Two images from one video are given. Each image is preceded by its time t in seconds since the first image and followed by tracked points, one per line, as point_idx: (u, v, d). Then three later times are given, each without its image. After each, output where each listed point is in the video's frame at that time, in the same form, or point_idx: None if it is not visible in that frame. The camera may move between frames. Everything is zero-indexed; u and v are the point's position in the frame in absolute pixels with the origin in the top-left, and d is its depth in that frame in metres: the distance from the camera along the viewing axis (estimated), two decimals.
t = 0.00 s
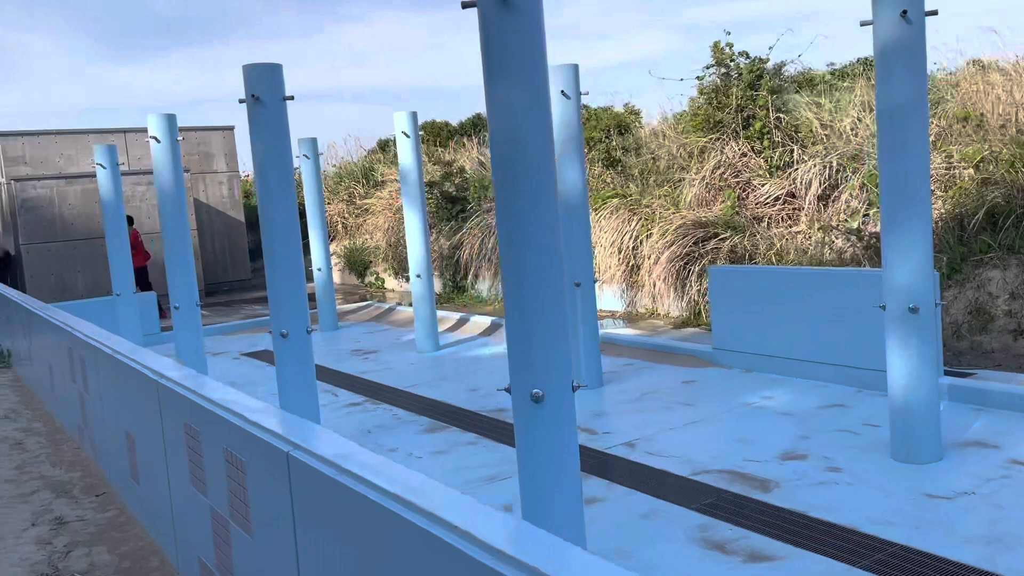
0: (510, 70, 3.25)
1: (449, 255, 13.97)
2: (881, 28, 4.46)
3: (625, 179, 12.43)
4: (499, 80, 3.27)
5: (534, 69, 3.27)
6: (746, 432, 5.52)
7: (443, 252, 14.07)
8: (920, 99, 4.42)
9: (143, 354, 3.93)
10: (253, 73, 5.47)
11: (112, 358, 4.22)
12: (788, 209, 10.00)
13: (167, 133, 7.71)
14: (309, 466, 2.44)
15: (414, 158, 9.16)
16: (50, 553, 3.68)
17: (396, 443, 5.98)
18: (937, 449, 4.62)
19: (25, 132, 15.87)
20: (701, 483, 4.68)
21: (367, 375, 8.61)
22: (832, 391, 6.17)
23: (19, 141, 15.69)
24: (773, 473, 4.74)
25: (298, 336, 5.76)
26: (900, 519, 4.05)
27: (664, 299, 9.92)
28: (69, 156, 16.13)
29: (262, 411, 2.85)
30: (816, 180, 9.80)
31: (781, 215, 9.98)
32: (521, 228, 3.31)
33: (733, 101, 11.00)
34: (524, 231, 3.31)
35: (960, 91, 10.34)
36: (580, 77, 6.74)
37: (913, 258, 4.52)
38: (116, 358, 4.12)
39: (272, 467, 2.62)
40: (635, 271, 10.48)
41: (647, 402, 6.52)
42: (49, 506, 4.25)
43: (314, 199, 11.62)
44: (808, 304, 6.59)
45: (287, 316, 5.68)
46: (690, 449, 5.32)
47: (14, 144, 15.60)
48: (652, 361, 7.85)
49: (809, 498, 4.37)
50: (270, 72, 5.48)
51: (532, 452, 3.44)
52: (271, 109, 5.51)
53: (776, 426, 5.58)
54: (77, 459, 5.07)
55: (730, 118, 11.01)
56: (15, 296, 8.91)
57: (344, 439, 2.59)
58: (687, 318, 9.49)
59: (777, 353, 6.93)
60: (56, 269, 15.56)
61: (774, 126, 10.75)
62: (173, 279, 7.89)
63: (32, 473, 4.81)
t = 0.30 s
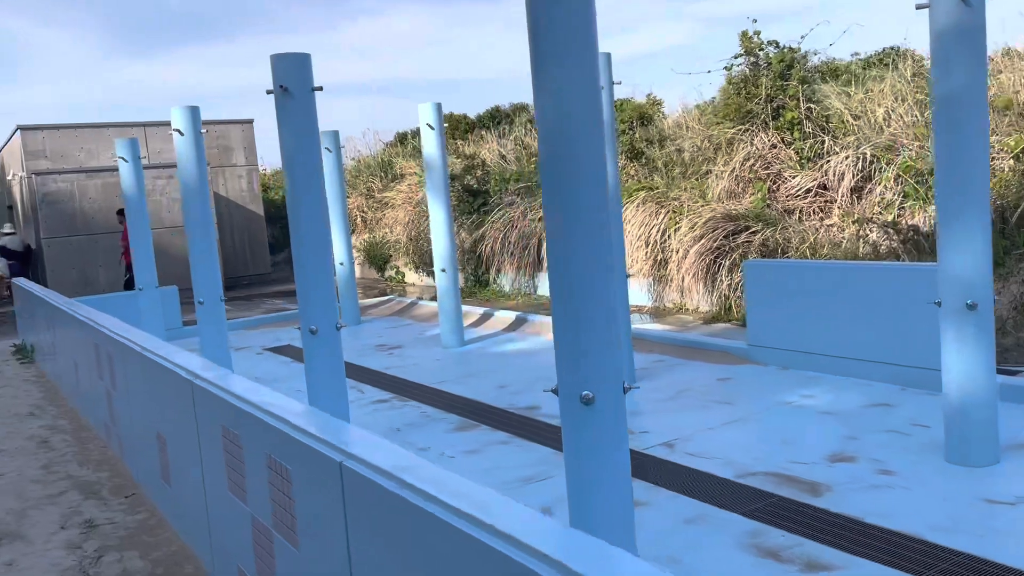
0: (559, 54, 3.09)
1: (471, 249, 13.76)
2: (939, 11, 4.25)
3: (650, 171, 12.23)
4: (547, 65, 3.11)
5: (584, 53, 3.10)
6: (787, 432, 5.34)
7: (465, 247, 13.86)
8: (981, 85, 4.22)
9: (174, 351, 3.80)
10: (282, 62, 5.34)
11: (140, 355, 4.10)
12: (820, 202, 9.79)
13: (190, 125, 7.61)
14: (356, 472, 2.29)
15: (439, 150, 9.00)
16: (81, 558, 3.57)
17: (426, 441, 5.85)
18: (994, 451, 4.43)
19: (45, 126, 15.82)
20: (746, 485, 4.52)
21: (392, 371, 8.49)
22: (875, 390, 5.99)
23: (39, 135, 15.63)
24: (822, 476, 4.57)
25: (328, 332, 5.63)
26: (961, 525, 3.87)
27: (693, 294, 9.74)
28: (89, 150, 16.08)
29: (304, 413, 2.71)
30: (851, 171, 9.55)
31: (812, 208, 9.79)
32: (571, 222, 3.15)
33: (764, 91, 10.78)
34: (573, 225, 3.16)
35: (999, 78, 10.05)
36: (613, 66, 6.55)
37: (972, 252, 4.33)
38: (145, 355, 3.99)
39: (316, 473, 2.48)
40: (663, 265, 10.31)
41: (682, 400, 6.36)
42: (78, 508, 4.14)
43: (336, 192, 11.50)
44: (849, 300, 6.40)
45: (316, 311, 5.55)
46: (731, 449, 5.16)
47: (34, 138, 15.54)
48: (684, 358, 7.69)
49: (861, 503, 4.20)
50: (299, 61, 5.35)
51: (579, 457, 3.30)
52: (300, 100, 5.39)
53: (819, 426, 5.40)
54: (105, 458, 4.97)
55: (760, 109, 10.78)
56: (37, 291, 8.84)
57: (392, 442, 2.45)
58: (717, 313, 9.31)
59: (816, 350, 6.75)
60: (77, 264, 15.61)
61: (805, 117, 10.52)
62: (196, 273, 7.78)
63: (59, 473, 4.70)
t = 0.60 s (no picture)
0: (621, 33, 2.92)
1: (496, 243, 13.42)
2: None
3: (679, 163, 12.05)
4: (607, 45, 2.94)
5: (647, 31, 2.93)
6: (838, 430, 5.16)
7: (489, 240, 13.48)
8: None
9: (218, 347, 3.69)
10: (316, 50, 5.24)
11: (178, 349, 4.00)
12: (855, 192, 9.56)
13: (218, 117, 7.52)
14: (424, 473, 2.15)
15: (466, 141, 8.83)
16: (122, 559, 3.47)
17: (463, 438, 5.71)
18: None
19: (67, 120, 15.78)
20: (802, 486, 4.35)
21: (421, 366, 8.36)
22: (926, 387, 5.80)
23: (61, 128, 15.58)
24: (881, 475, 4.39)
25: (363, 325, 5.50)
26: None
27: (726, 287, 9.57)
28: (111, 143, 16.03)
29: (366, 412, 2.57)
30: (887, 160, 9.31)
31: (848, 198, 9.56)
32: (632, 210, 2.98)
33: (798, 79, 10.68)
34: (635, 214, 2.98)
35: None
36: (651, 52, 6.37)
37: None
38: (185, 350, 3.89)
39: (379, 474, 2.34)
40: (695, 259, 10.20)
41: (724, 395, 6.19)
42: (115, 507, 4.03)
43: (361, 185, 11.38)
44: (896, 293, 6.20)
45: (351, 304, 5.42)
46: (781, 447, 4.98)
47: (56, 131, 15.50)
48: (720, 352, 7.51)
49: (926, 504, 4.02)
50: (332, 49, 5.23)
51: (639, 456, 3.13)
52: (334, 89, 5.25)
53: (871, 423, 5.22)
54: (139, 455, 4.87)
55: (794, 98, 10.63)
56: (64, 284, 8.78)
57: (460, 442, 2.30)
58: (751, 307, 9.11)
59: (861, 344, 6.54)
60: (100, 258, 15.60)
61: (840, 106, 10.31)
62: (224, 267, 7.69)
63: (94, 471, 4.59)
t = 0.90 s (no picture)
0: (688, 18, 2.75)
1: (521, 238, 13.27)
2: None
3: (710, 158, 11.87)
4: (672, 29, 2.77)
5: (716, 16, 2.75)
6: (891, 433, 4.97)
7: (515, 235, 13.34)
8: None
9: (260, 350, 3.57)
10: (351, 40, 5.11)
11: (218, 350, 3.88)
12: (895, 185, 9.33)
13: (248, 110, 7.41)
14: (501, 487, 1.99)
15: (496, 135, 8.67)
16: (162, 567, 3.36)
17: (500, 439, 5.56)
18: None
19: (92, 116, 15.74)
20: (860, 492, 4.17)
21: (451, 363, 8.23)
22: (981, 387, 5.58)
23: (86, 124, 15.55)
24: (944, 482, 4.20)
25: (399, 322, 5.37)
26: None
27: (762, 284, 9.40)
28: (135, 139, 15.99)
29: (430, 422, 2.43)
30: (928, 153, 9.05)
31: (887, 192, 9.34)
32: (699, 203, 2.79)
33: (833, 70, 10.47)
34: (701, 208, 2.79)
35: None
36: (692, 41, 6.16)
37: None
38: (225, 352, 3.77)
39: (449, 488, 2.18)
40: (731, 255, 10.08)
41: (768, 395, 6.00)
42: (152, 511, 3.93)
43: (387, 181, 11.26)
44: (948, 290, 5.97)
45: (386, 301, 5.28)
46: (833, 449, 4.80)
47: (81, 127, 15.47)
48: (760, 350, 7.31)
49: (996, 512, 3.82)
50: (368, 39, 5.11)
51: (701, 468, 2.93)
52: (370, 81, 5.13)
53: (927, 425, 5.01)
54: (173, 456, 4.76)
55: (829, 89, 10.42)
56: (92, 281, 8.71)
57: (536, 455, 2.14)
58: (788, 303, 8.95)
59: (909, 342, 6.32)
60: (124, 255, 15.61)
61: (878, 97, 10.08)
62: (253, 263, 7.60)
63: (128, 473, 4.48)
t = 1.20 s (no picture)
0: None
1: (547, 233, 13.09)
2: None
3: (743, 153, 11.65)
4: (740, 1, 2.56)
5: None
6: (948, 433, 4.75)
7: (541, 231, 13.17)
8: None
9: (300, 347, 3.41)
10: (384, 27, 4.97)
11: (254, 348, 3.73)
12: (935, 177, 9.05)
13: (277, 104, 7.37)
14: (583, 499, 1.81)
15: (526, 127, 8.51)
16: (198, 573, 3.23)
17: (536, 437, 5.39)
18: None
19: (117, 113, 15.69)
20: (922, 496, 3.96)
21: (481, 360, 8.07)
22: None
23: (110, 120, 15.51)
24: (1009, 486, 3.98)
25: (433, 319, 5.20)
26: None
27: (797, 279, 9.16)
28: (160, 135, 15.95)
29: (495, 425, 2.26)
30: (970, 144, 8.76)
31: (927, 184, 9.06)
32: (772, 192, 2.59)
33: (869, 60, 10.20)
34: (774, 197, 2.59)
35: None
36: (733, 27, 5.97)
37: None
38: (262, 349, 3.62)
39: (521, 499, 2.01)
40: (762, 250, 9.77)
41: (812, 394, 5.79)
42: (185, 513, 3.81)
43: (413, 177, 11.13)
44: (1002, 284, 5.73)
45: (421, 296, 5.12)
46: (888, 451, 4.59)
47: (106, 123, 15.43)
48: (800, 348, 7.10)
49: None
50: (402, 25, 4.97)
51: (771, 470, 2.76)
52: (404, 69, 4.99)
53: (985, 426, 4.79)
54: (204, 455, 4.63)
55: (866, 79, 10.14)
56: (119, 276, 8.64)
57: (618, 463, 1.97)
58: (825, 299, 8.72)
59: (959, 338, 6.08)
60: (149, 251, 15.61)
61: (916, 87, 9.81)
62: (282, 258, 7.56)
63: (160, 473, 4.36)
